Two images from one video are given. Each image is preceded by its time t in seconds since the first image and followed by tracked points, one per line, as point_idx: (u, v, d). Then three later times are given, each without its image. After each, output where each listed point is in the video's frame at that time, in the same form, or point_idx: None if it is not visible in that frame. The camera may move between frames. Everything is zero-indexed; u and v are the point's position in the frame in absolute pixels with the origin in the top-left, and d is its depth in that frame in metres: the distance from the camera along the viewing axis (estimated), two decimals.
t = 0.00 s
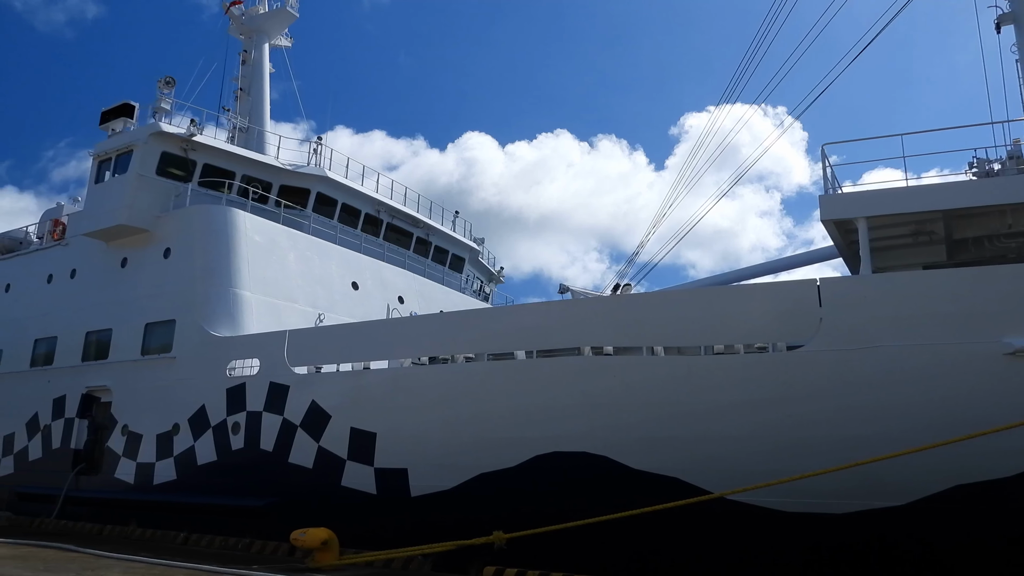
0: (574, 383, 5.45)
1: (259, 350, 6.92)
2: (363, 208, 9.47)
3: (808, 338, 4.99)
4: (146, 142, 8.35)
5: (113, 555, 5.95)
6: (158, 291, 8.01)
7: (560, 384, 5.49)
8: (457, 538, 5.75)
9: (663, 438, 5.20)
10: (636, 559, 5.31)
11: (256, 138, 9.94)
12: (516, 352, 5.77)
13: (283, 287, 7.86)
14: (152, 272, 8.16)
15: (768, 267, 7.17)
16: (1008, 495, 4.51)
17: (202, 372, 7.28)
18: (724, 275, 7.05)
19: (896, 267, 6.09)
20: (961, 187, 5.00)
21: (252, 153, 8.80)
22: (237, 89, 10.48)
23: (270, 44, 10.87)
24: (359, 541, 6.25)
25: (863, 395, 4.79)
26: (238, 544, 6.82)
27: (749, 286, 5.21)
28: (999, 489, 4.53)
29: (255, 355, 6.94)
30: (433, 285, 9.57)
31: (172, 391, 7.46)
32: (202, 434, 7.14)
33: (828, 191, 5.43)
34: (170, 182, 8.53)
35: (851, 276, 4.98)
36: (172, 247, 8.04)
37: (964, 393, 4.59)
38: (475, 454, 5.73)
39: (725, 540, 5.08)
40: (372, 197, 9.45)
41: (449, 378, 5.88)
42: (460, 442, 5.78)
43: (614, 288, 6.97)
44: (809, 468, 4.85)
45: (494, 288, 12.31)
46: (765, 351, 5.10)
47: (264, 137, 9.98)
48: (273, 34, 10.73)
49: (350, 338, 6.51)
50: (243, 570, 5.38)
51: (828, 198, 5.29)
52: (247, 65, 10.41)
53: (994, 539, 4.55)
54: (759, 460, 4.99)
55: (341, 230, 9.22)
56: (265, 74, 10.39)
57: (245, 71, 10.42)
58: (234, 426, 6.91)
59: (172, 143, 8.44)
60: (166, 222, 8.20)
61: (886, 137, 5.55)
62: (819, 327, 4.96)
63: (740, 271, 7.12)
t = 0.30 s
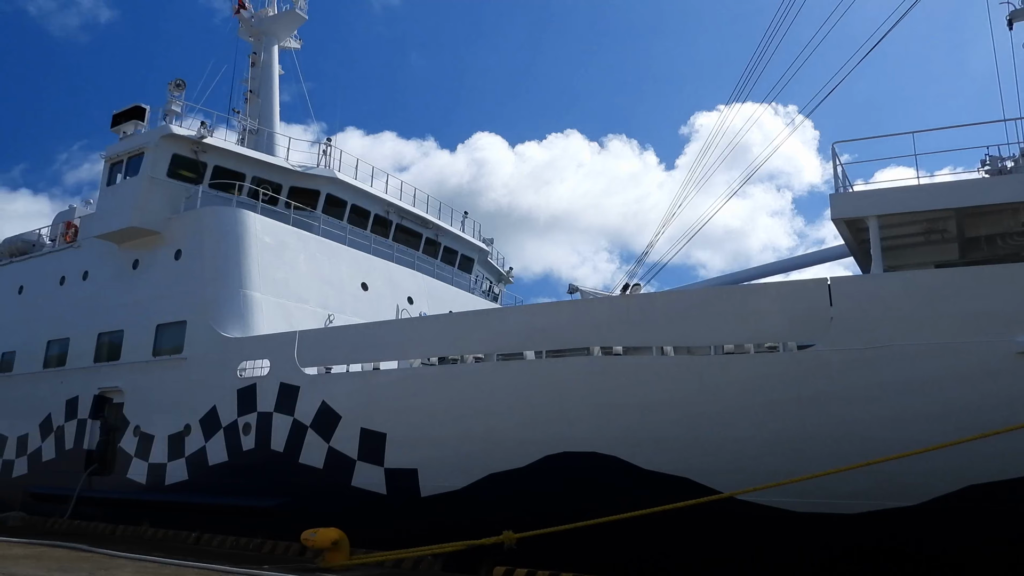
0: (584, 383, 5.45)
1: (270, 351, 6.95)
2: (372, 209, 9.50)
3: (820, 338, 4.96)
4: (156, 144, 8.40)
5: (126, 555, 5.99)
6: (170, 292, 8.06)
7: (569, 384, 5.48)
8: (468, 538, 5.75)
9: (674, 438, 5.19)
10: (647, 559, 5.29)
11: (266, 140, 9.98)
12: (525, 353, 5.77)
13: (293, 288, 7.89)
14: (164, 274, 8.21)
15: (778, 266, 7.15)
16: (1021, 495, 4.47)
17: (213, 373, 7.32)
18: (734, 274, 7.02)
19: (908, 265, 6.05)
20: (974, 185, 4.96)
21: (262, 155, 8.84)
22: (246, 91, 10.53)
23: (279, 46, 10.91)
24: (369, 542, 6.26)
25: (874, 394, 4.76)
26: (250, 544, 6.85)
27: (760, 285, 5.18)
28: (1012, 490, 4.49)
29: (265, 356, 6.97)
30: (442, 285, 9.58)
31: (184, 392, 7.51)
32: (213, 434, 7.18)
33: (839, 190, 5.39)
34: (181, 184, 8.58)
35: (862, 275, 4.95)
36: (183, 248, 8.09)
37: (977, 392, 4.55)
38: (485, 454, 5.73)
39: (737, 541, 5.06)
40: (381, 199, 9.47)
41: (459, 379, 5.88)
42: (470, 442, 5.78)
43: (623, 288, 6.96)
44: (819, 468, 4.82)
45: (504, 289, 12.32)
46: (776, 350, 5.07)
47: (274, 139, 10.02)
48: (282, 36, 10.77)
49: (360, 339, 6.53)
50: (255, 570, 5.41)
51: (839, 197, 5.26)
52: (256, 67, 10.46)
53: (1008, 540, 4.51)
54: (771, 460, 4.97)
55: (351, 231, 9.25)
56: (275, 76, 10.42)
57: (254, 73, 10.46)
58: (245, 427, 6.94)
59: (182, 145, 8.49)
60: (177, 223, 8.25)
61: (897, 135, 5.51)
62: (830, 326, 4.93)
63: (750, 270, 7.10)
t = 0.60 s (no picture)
0: (593, 383, 5.44)
1: (278, 351, 6.97)
2: (380, 209, 9.52)
3: (829, 337, 4.93)
4: (166, 146, 8.45)
5: (137, 555, 6.02)
6: (179, 293, 8.10)
7: (578, 385, 5.49)
8: (477, 538, 5.75)
9: (682, 438, 5.18)
10: (656, 559, 5.28)
11: (274, 141, 10.01)
12: (534, 353, 5.77)
13: (302, 289, 7.91)
14: (173, 275, 8.25)
15: (787, 266, 7.12)
16: None
17: (222, 374, 7.35)
18: (742, 274, 7.01)
19: (918, 265, 6.02)
20: (985, 183, 4.94)
21: (270, 156, 8.87)
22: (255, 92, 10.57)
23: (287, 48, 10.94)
24: (378, 542, 6.27)
25: (885, 394, 4.73)
26: (259, 544, 6.86)
27: (769, 285, 5.16)
28: None
29: (274, 357, 6.99)
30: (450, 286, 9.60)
31: (193, 393, 7.54)
32: (223, 434, 7.21)
33: (848, 189, 5.37)
34: (190, 185, 8.62)
35: (872, 274, 4.93)
36: (192, 250, 8.12)
37: (988, 392, 4.52)
38: (493, 455, 5.74)
39: (746, 541, 5.04)
40: (389, 199, 9.49)
41: (467, 379, 5.89)
42: (478, 442, 5.79)
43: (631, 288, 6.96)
44: (830, 467, 4.80)
45: (511, 289, 12.32)
46: (785, 350, 5.05)
47: (282, 140, 10.05)
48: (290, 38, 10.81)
49: (368, 339, 6.54)
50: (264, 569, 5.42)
51: (848, 195, 5.24)
52: (265, 69, 10.50)
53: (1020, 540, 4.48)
54: (780, 460, 4.95)
55: (358, 231, 9.27)
56: (283, 77, 10.46)
57: (262, 75, 10.50)
58: (255, 427, 6.97)
59: (191, 147, 8.53)
60: (186, 225, 8.29)
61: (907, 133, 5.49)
62: (840, 325, 4.91)
63: (758, 270, 7.08)
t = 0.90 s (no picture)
0: (602, 383, 5.44)
1: (288, 352, 7.00)
2: (389, 210, 9.54)
3: (840, 336, 4.91)
4: (176, 148, 8.50)
5: (149, 555, 6.06)
6: (190, 294, 8.14)
7: (587, 385, 5.48)
8: (487, 538, 5.75)
9: (692, 437, 5.16)
10: (666, 559, 5.27)
11: (283, 143, 10.06)
12: (542, 353, 5.77)
13: (312, 289, 7.94)
14: (184, 276, 8.30)
15: (797, 265, 7.09)
16: None
17: (232, 374, 7.39)
18: (752, 273, 6.98)
19: (929, 263, 5.99)
20: (997, 180, 4.90)
21: (279, 157, 8.90)
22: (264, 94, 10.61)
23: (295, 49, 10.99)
24: (388, 542, 6.28)
25: (896, 392, 4.71)
26: (270, 544, 6.89)
27: (779, 284, 5.14)
28: None
29: (284, 357, 7.02)
30: (459, 286, 9.61)
31: (204, 393, 7.58)
32: (234, 435, 7.24)
33: (858, 187, 5.34)
34: (201, 187, 8.67)
35: (883, 273, 4.90)
36: (202, 251, 8.17)
37: (1001, 390, 4.49)
38: (502, 455, 5.74)
39: (757, 541, 5.01)
40: (398, 200, 9.51)
41: (476, 379, 5.89)
42: (488, 442, 5.79)
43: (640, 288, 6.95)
44: (842, 466, 4.77)
45: (521, 289, 12.32)
46: (795, 349, 5.03)
47: (291, 142, 10.10)
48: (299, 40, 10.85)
49: (377, 339, 6.55)
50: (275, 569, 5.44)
51: (859, 193, 5.21)
52: (273, 71, 10.55)
53: None
54: (791, 460, 4.93)
55: (368, 232, 9.30)
56: (292, 79, 10.50)
57: (271, 77, 10.54)
58: (265, 428, 7.00)
59: (201, 149, 8.58)
60: (196, 226, 8.34)
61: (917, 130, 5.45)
62: (850, 324, 4.89)
63: (768, 269, 7.05)
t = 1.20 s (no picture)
0: (612, 382, 5.43)
1: (298, 352, 7.03)
2: (397, 211, 9.56)
3: (851, 335, 4.89)
4: (186, 150, 8.54)
5: (160, 555, 6.08)
6: (201, 295, 8.19)
7: (596, 384, 5.48)
8: (497, 538, 5.75)
9: (702, 436, 5.15)
10: (676, 559, 5.26)
11: (292, 144, 10.10)
12: (552, 352, 5.78)
13: (321, 290, 7.96)
14: (194, 277, 8.35)
15: (807, 263, 7.06)
16: None
17: (243, 375, 7.42)
18: (761, 272, 6.96)
19: (940, 261, 5.95)
20: (1008, 177, 4.87)
21: (288, 158, 8.93)
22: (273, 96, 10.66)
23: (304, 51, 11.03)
24: (398, 542, 6.29)
25: (908, 391, 4.68)
26: (281, 543, 6.91)
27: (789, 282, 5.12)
28: None
29: (294, 357, 7.05)
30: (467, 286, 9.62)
31: (215, 394, 7.62)
32: (244, 435, 7.27)
33: (868, 185, 5.32)
34: (211, 188, 8.72)
35: (894, 271, 4.88)
36: (212, 252, 8.21)
37: (1014, 389, 4.45)
38: (512, 454, 5.74)
39: (768, 540, 4.99)
40: (407, 200, 9.54)
41: (486, 378, 5.90)
42: (497, 441, 5.80)
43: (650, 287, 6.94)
44: (853, 465, 4.75)
45: (529, 289, 12.33)
46: (805, 348, 5.01)
47: (300, 143, 10.14)
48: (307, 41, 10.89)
49: (387, 340, 6.57)
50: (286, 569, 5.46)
51: (869, 191, 5.18)
52: (282, 72, 10.59)
53: None
54: (801, 459, 4.91)
55: (377, 233, 9.32)
56: (300, 81, 10.54)
57: (280, 79, 10.59)
58: (275, 428, 7.03)
59: (211, 151, 8.62)
60: (206, 228, 8.39)
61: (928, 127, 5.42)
62: (861, 323, 4.87)
63: (778, 267, 7.03)
